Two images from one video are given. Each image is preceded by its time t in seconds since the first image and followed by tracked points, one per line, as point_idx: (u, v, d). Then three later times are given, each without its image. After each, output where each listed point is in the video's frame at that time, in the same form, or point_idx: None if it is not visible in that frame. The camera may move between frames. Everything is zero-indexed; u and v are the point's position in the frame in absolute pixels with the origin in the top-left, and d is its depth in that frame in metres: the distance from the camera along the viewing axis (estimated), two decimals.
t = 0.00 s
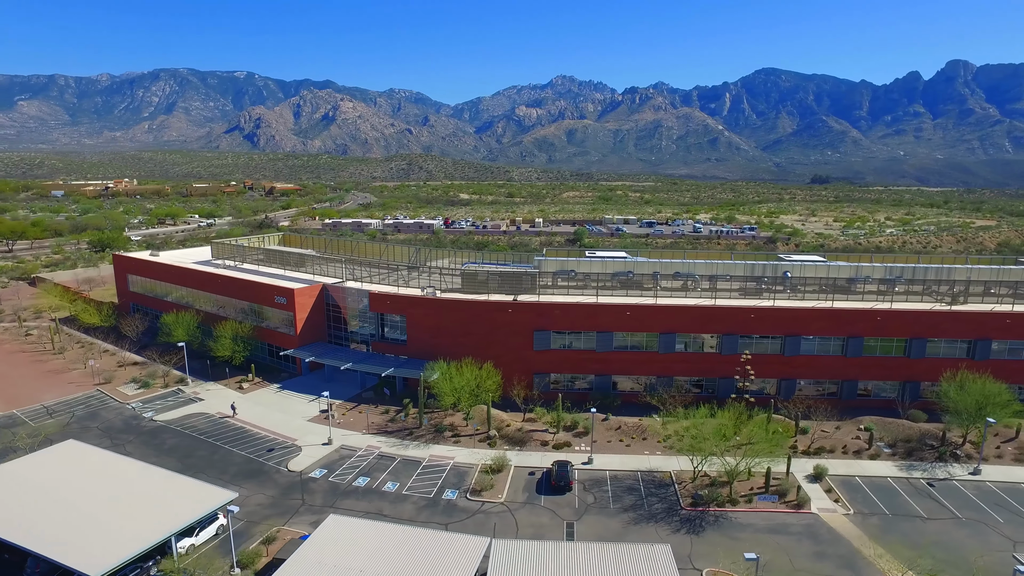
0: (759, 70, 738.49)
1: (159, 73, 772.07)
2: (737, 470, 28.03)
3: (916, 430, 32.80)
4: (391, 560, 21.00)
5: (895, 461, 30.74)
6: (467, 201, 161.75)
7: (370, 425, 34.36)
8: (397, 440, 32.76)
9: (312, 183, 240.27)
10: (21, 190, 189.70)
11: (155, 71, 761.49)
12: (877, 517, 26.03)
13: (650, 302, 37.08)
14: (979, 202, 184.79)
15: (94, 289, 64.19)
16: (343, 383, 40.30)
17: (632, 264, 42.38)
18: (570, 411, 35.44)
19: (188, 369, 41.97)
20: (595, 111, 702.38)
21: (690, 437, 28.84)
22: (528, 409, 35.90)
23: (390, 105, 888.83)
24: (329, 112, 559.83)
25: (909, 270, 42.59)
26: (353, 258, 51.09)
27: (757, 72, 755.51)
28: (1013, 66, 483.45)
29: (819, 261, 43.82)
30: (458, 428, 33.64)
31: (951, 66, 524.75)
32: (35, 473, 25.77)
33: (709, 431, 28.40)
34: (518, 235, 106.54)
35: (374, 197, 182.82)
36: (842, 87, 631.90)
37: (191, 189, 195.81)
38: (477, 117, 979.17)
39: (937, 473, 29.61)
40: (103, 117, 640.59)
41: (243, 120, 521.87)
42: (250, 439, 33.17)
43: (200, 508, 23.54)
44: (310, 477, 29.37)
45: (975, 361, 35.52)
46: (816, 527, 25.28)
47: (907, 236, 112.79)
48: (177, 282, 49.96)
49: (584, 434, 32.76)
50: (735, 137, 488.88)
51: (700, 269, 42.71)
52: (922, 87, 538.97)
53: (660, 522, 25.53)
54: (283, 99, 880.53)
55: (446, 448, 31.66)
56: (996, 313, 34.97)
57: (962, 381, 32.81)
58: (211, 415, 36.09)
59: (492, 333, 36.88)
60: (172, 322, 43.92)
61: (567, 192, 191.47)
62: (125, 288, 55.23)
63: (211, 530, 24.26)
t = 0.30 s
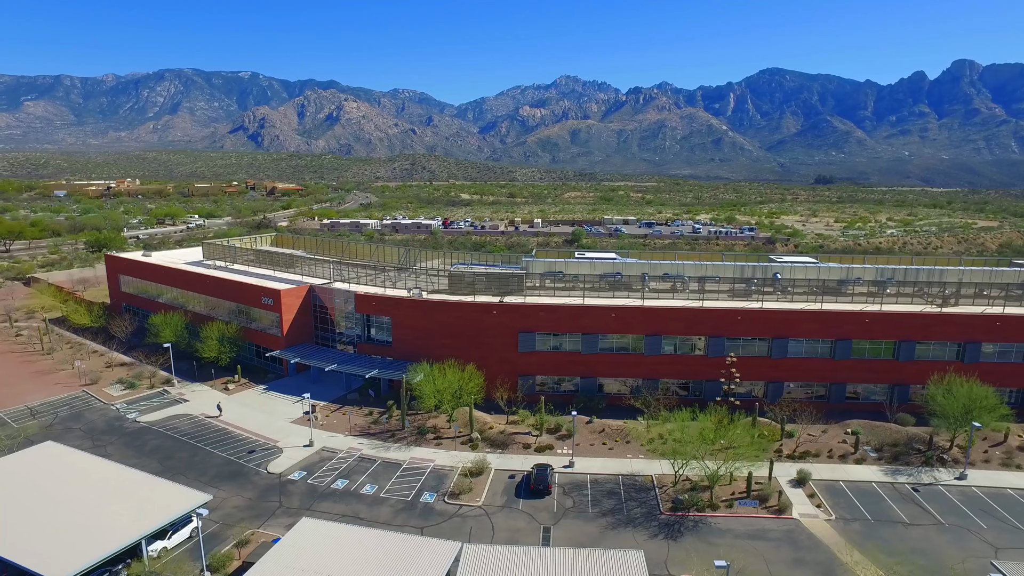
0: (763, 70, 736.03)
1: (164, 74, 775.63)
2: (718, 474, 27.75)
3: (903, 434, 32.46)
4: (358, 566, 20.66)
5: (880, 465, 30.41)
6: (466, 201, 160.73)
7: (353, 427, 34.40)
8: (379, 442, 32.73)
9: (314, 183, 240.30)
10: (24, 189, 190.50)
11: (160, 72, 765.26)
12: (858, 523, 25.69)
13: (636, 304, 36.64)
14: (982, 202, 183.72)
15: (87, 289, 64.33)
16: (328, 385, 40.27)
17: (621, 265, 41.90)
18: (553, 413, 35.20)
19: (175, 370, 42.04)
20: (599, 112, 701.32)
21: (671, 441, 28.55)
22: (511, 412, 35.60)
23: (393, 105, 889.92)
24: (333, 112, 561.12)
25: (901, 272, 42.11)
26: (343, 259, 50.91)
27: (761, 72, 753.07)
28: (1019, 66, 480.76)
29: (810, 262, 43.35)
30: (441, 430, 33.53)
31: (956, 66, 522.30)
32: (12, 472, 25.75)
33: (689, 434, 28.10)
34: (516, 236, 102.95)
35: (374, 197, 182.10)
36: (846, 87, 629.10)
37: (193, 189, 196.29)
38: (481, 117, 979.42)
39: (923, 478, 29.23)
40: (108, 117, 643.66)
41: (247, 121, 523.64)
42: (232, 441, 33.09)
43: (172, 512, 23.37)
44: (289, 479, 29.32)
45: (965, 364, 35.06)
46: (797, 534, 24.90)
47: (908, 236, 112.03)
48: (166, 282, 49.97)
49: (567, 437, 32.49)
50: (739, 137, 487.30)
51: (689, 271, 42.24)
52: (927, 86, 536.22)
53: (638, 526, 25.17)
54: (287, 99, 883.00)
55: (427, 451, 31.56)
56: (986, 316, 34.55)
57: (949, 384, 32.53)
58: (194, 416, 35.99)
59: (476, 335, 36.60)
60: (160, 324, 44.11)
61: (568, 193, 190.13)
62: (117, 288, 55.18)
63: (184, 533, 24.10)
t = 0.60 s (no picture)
0: (767, 70, 733.20)
1: (169, 75, 778.88)
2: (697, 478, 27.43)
3: (889, 438, 32.09)
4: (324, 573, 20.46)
5: (865, 470, 30.00)
6: (465, 200, 159.81)
7: (335, 428, 34.47)
8: (360, 444, 32.75)
9: (315, 183, 240.18)
10: (26, 190, 191.31)
11: (165, 72, 768.54)
12: (839, 529, 25.28)
13: (622, 305, 36.09)
14: (985, 202, 182.30)
15: (81, 289, 64.42)
16: (313, 386, 40.23)
17: (609, 266, 41.23)
18: (536, 416, 34.88)
19: (162, 371, 42.10)
20: (602, 112, 699.89)
21: (651, 444, 28.23)
22: (494, 414, 35.26)
23: (397, 105, 890.81)
24: (337, 112, 562.32)
25: (892, 273, 41.62)
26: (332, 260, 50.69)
27: (765, 71, 750.38)
28: None
29: (801, 264, 42.73)
30: (423, 432, 33.44)
31: (961, 66, 519.31)
32: None
33: (669, 437, 27.80)
34: (514, 237, 98.60)
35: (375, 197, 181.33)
36: (850, 87, 626.09)
37: (194, 189, 196.77)
38: (484, 117, 979.57)
39: (907, 482, 28.86)
40: (113, 117, 646.46)
41: (251, 121, 525.14)
42: (213, 442, 33.02)
43: (145, 514, 23.22)
44: (267, 480, 29.27)
45: (954, 367, 34.58)
46: (775, 539, 24.47)
47: (907, 237, 111.20)
48: (156, 283, 50.00)
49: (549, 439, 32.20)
50: (742, 137, 485.54)
51: (678, 272, 41.49)
52: (932, 86, 533.10)
53: (615, 531, 24.87)
54: (291, 99, 885.20)
55: (407, 454, 31.53)
56: (975, 318, 34.09)
57: (936, 387, 32.13)
58: (178, 417, 35.94)
59: (460, 336, 36.31)
60: (148, 324, 44.28)
61: (570, 196, 184.90)
62: (109, 288, 55.21)
63: (157, 535, 23.96)
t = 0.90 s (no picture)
0: (766, 70, 731.94)
1: (168, 74, 778.35)
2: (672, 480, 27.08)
3: (870, 439, 31.74)
4: None
5: (844, 472, 29.51)
6: (460, 199, 158.58)
7: (312, 430, 34.48)
8: (336, 446, 32.76)
9: (311, 183, 238.99)
10: (22, 190, 190.79)
11: (164, 72, 767.11)
12: (813, 533, 24.83)
13: (603, 306, 35.53)
14: (982, 202, 181.60)
15: (67, 290, 64.13)
16: (294, 387, 40.22)
17: (592, 265, 40.53)
18: (513, 417, 34.64)
19: (142, 372, 41.95)
20: (601, 111, 698.62)
21: (626, 447, 27.87)
22: (472, 416, 35.03)
23: (396, 105, 889.97)
24: (336, 112, 561.56)
25: (878, 273, 41.05)
26: (316, 261, 50.34)
27: (764, 71, 749.08)
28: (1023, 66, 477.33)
29: (787, 263, 42.03)
30: (401, 434, 33.45)
31: (960, 65, 518.87)
32: None
33: (643, 439, 27.51)
34: (507, 237, 94.67)
35: (371, 197, 180.66)
36: (849, 87, 624.98)
37: (190, 189, 196.29)
38: (484, 117, 978.76)
39: (885, 485, 28.51)
40: (112, 117, 645.55)
41: (250, 120, 524.37)
42: (189, 444, 32.85)
43: (109, 517, 22.93)
44: (239, 482, 29.15)
45: (937, 368, 34.21)
46: (748, 543, 24.03)
47: (902, 237, 110.72)
48: (139, 283, 49.75)
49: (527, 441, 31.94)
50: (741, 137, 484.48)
51: (661, 273, 40.39)
52: (931, 86, 532.08)
53: (586, 534, 24.62)
54: (290, 99, 884.17)
55: (383, 455, 31.57)
56: (958, 319, 33.76)
57: (916, 388, 31.95)
58: (155, 418, 35.75)
59: (440, 337, 36.04)
60: (130, 325, 44.17)
61: (567, 194, 177.12)
62: (94, 289, 54.99)
63: (123, 540, 23.70)
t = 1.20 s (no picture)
0: (759, 70, 733.34)
1: (160, 74, 774.00)
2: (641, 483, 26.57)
3: (843, 441, 31.25)
4: None
5: (816, 474, 28.95)
6: (449, 199, 157.71)
7: (283, 433, 34.22)
8: (306, 449, 32.56)
9: (300, 183, 237.20)
10: (9, 190, 188.99)
11: (155, 71, 762.27)
12: (782, 535, 24.29)
13: (579, 307, 35.19)
14: (970, 202, 182.25)
15: (46, 292, 63.43)
16: (268, 389, 39.94)
17: (570, 266, 40.09)
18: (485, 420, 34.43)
19: (114, 375, 41.43)
20: (595, 112, 698.71)
21: (595, 449, 27.40)
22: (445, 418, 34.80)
23: (390, 105, 887.72)
24: (329, 112, 559.50)
25: (857, 273, 40.68)
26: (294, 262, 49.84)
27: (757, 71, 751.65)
28: (1012, 67, 480.52)
29: (765, 263, 41.52)
30: (372, 437, 33.34)
31: (950, 66, 522.15)
32: None
33: (611, 441, 27.16)
34: (494, 237, 92.44)
35: (361, 196, 179.49)
36: (841, 88, 627.28)
37: (179, 189, 194.86)
38: (477, 117, 977.82)
39: (856, 487, 28.00)
40: (103, 117, 641.21)
41: (242, 120, 521.61)
42: (156, 447, 32.41)
43: (64, 524, 22.44)
44: (205, 486, 28.79)
45: (912, 369, 33.94)
46: (716, 547, 23.59)
47: (889, 237, 110.43)
48: (115, 285, 49.17)
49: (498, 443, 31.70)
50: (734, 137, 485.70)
51: (639, 273, 39.68)
52: (922, 87, 534.59)
53: (552, 538, 24.31)
54: (284, 99, 880.60)
55: (352, 458, 31.45)
56: (933, 319, 33.49)
57: (889, 389, 31.79)
58: (123, 421, 35.26)
59: (414, 338, 35.79)
60: (103, 326, 43.63)
61: (558, 194, 173.70)
62: (71, 290, 54.28)
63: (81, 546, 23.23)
